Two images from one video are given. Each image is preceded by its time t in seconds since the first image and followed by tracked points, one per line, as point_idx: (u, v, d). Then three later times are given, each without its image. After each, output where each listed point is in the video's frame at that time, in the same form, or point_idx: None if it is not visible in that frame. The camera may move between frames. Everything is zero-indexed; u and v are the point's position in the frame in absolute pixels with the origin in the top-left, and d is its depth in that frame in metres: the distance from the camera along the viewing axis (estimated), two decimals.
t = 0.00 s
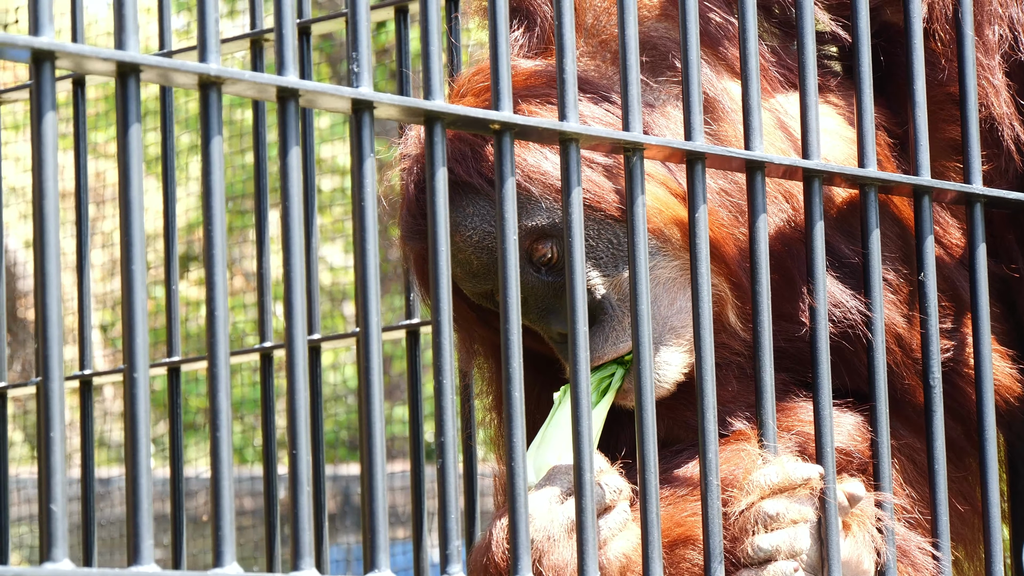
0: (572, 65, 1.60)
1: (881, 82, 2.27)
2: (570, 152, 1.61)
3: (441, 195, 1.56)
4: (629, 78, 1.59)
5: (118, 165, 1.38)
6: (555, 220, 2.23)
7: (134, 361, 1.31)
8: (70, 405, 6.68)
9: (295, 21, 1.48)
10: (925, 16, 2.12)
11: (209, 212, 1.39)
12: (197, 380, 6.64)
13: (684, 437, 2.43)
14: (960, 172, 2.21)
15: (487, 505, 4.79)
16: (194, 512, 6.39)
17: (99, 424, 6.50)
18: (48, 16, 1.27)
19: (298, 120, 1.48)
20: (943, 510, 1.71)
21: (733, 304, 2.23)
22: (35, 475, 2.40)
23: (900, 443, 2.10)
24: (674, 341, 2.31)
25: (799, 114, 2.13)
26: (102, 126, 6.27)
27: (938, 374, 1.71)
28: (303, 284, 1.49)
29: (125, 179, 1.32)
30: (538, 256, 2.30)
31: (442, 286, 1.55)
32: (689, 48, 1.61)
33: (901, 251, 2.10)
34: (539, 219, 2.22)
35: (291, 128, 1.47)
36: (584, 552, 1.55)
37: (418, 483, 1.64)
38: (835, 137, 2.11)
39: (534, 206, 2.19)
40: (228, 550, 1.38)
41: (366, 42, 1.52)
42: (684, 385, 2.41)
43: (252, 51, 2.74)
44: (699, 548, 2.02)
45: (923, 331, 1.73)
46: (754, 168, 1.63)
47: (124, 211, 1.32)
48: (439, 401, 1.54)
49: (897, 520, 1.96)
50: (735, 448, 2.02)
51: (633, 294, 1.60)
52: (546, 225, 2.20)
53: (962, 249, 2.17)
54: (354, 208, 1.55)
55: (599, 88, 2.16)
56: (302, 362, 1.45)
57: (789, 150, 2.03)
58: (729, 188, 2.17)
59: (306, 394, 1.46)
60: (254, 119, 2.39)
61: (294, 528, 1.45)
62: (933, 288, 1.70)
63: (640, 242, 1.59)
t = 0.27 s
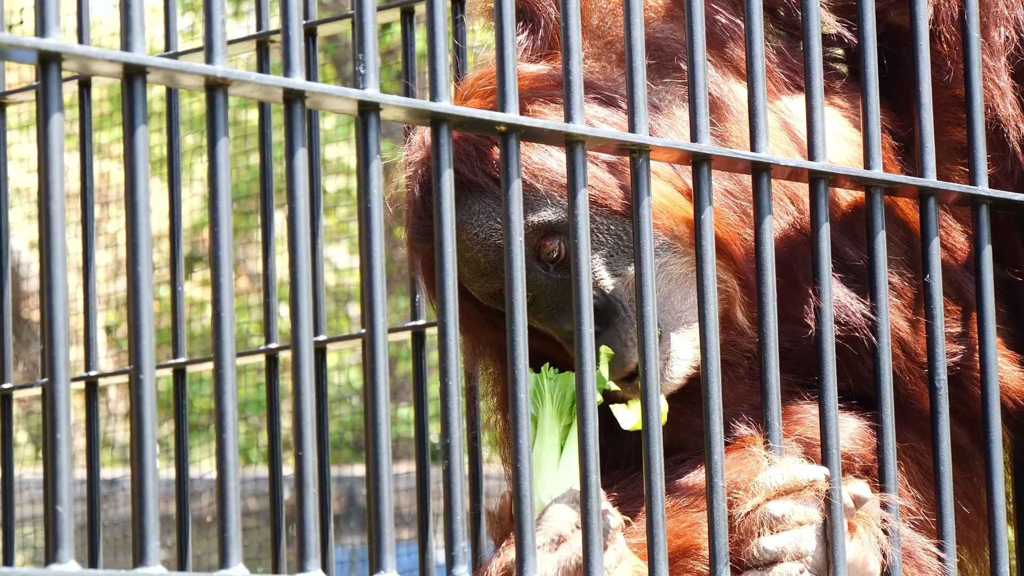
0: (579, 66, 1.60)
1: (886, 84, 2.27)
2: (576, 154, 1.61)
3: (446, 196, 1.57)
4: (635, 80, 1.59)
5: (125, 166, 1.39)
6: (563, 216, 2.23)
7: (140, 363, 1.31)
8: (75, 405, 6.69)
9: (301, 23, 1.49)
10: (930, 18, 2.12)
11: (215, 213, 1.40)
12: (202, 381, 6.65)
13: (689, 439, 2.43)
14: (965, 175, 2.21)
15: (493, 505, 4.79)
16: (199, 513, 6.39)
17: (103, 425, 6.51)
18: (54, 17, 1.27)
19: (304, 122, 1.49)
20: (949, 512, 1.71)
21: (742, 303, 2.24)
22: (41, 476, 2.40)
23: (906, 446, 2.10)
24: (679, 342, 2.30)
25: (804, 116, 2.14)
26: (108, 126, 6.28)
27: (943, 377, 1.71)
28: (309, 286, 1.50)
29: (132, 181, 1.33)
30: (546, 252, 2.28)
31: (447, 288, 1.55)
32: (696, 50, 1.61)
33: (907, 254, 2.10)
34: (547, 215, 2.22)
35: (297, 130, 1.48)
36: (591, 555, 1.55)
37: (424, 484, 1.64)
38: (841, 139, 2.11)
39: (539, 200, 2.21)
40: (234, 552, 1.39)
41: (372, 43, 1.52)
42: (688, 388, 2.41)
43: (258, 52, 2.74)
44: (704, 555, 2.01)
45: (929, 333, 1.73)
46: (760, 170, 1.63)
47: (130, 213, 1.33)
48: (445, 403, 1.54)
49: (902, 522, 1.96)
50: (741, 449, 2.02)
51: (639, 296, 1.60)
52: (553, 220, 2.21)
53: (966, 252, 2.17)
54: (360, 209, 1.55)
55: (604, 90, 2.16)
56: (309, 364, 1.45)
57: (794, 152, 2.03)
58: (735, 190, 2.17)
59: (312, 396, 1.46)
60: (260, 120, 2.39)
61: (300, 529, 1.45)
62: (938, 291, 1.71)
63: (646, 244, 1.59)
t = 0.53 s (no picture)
0: (583, 67, 1.60)
1: (889, 85, 2.27)
2: (580, 156, 1.61)
3: (450, 197, 1.57)
4: (639, 81, 1.59)
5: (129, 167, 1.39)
6: (558, 208, 2.23)
7: (144, 364, 1.31)
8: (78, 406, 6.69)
9: (305, 24, 1.49)
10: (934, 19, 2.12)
11: (219, 215, 1.40)
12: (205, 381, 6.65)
13: (693, 440, 2.43)
14: (968, 176, 2.21)
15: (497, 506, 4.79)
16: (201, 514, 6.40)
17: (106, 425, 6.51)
18: (58, 18, 1.28)
19: (308, 123, 1.49)
20: (952, 513, 1.71)
21: (738, 303, 2.23)
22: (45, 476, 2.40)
23: (908, 448, 2.10)
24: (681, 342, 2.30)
25: (808, 118, 2.14)
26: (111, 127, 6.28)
27: (946, 378, 1.71)
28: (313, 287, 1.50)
29: (135, 182, 1.33)
30: (539, 244, 2.29)
31: (451, 289, 1.55)
32: (700, 51, 1.61)
33: (910, 256, 2.10)
34: (541, 205, 2.23)
35: (301, 131, 1.48)
36: (594, 556, 1.55)
37: (427, 485, 1.64)
38: (845, 141, 2.11)
39: (533, 190, 2.21)
40: (237, 553, 1.39)
41: (376, 45, 1.52)
42: (691, 390, 2.41)
43: (261, 53, 2.74)
44: (708, 557, 2.01)
45: (931, 335, 1.73)
46: (763, 171, 1.63)
47: (134, 215, 1.33)
48: (448, 404, 1.55)
49: (905, 523, 1.96)
50: (744, 451, 2.03)
51: (642, 297, 1.60)
52: (552, 210, 2.21)
53: (969, 254, 2.16)
54: (363, 210, 1.55)
55: (607, 90, 2.16)
56: (312, 365, 1.45)
57: (797, 153, 2.03)
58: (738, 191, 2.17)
59: (315, 397, 1.46)
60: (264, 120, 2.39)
61: (303, 530, 1.45)
62: (941, 292, 1.70)
63: (650, 245, 1.59)
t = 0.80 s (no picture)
0: (585, 68, 1.60)
1: (892, 86, 2.27)
2: (582, 156, 1.61)
3: (451, 197, 1.57)
4: (641, 81, 1.59)
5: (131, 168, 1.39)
6: (558, 210, 2.23)
7: (145, 365, 1.32)
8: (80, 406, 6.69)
9: (307, 24, 1.49)
10: (936, 21, 2.12)
11: (220, 215, 1.40)
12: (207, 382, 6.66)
13: (695, 440, 2.43)
14: (970, 177, 2.21)
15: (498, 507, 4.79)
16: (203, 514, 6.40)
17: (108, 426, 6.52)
18: (60, 19, 1.28)
19: (310, 123, 1.49)
20: (954, 514, 1.70)
21: (743, 302, 2.24)
22: (47, 476, 2.41)
23: (911, 448, 2.10)
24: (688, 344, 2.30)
25: (810, 118, 2.14)
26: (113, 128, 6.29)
27: (949, 379, 1.71)
28: (315, 288, 1.50)
29: (137, 182, 1.33)
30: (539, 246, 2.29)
31: (453, 289, 1.55)
32: (702, 52, 1.61)
33: (913, 257, 2.09)
34: (542, 206, 2.23)
35: (303, 131, 1.48)
36: (596, 557, 1.55)
37: (429, 485, 1.65)
38: (847, 142, 2.11)
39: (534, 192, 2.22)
40: (239, 553, 1.39)
41: (378, 45, 1.53)
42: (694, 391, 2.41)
43: (264, 54, 2.75)
44: (710, 557, 2.01)
45: (934, 335, 1.73)
46: (765, 172, 1.63)
47: (136, 215, 1.33)
48: (450, 404, 1.55)
49: (907, 523, 1.96)
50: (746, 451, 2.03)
51: (644, 297, 1.60)
52: (553, 212, 2.21)
53: (972, 253, 2.16)
54: (365, 211, 1.55)
55: (608, 91, 2.17)
56: (314, 365, 1.46)
57: (799, 154, 2.04)
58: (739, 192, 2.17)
59: (317, 398, 1.47)
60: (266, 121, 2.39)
61: (305, 530, 1.45)
62: (943, 293, 1.70)
63: (652, 245, 1.60)
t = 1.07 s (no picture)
0: (586, 68, 1.60)
1: (893, 85, 2.27)
2: (583, 156, 1.62)
3: (452, 198, 1.57)
4: (642, 82, 1.60)
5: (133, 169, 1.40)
6: (560, 216, 2.23)
7: (147, 366, 1.32)
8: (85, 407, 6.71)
9: (308, 25, 1.49)
10: (937, 20, 2.12)
11: (222, 216, 1.41)
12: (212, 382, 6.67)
13: (697, 440, 2.43)
14: (972, 176, 2.21)
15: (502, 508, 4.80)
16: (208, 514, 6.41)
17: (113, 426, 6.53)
18: (61, 20, 1.28)
19: (311, 124, 1.50)
20: (956, 513, 1.70)
21: (744, 304, 2.23)
22: (51, 477, 2.41)
23: (913, 448, 2.10)
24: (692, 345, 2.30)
25: (812, 118, 2.14)
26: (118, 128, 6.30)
27: (950, 378, 1.71)
28: (316, 288, 1.50)
29: (138, 183, 1.34)
30: (541, 252, 2.29)
31: (455, 290, 1.56)
32: (703, 52, 1.61)
33: (916, 256, 2.09)
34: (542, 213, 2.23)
35: (304, 132, 1.49)
36: (598, 557, 1.55)
37: (431, 485, 1.65)
38: (849, 141, 2.11)
39: (536, 198, 2.20)
40: (241, 553, 1.40)
41: (378, 46, 1.53)
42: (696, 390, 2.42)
43: (266, 54, 2.75)
44: (712, 557, 2.02)
45: (935, 334, 1.72)
46: (767, 172, 1.63)
47: (138, 216, 1.34)
48: (451, 405, 1.55)
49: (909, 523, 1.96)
50: (748, 451, 2.03)
51: (645, 297, 1.60)
52: (553, 219, 2.21)
53: (974, 251, 2.16)
54: (366, 211, 1.56)
55: (609, 91, 2.16)
56: (316, 366, 1.46)
57: (801, 154, 2.03)
58: (741, 192, 2.18)
59: (319, 398, 1.47)
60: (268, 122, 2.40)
61: (307, 531, 1.46)
62: (945, 292, 1.70)
63: (653, 246, 1.60)
